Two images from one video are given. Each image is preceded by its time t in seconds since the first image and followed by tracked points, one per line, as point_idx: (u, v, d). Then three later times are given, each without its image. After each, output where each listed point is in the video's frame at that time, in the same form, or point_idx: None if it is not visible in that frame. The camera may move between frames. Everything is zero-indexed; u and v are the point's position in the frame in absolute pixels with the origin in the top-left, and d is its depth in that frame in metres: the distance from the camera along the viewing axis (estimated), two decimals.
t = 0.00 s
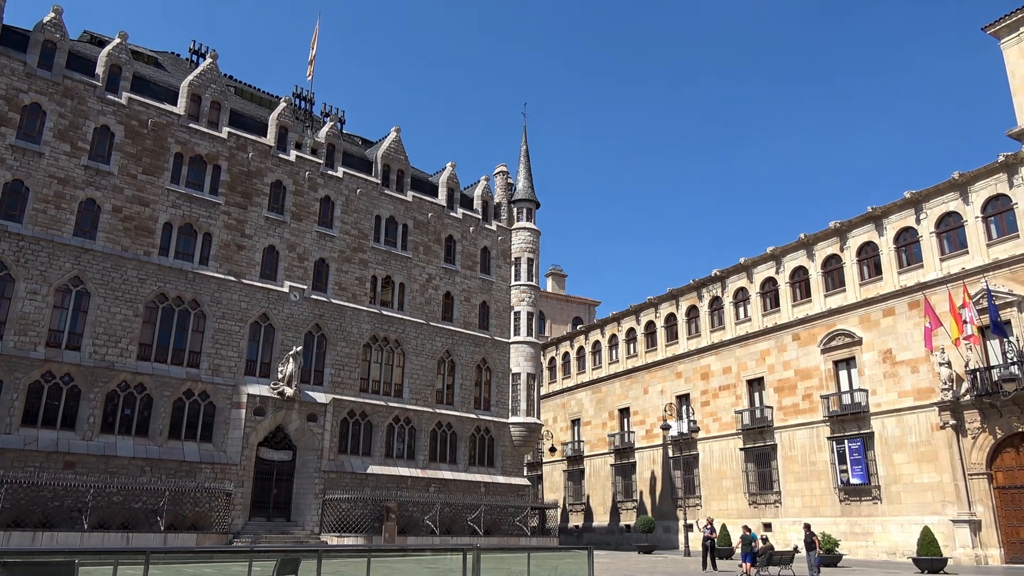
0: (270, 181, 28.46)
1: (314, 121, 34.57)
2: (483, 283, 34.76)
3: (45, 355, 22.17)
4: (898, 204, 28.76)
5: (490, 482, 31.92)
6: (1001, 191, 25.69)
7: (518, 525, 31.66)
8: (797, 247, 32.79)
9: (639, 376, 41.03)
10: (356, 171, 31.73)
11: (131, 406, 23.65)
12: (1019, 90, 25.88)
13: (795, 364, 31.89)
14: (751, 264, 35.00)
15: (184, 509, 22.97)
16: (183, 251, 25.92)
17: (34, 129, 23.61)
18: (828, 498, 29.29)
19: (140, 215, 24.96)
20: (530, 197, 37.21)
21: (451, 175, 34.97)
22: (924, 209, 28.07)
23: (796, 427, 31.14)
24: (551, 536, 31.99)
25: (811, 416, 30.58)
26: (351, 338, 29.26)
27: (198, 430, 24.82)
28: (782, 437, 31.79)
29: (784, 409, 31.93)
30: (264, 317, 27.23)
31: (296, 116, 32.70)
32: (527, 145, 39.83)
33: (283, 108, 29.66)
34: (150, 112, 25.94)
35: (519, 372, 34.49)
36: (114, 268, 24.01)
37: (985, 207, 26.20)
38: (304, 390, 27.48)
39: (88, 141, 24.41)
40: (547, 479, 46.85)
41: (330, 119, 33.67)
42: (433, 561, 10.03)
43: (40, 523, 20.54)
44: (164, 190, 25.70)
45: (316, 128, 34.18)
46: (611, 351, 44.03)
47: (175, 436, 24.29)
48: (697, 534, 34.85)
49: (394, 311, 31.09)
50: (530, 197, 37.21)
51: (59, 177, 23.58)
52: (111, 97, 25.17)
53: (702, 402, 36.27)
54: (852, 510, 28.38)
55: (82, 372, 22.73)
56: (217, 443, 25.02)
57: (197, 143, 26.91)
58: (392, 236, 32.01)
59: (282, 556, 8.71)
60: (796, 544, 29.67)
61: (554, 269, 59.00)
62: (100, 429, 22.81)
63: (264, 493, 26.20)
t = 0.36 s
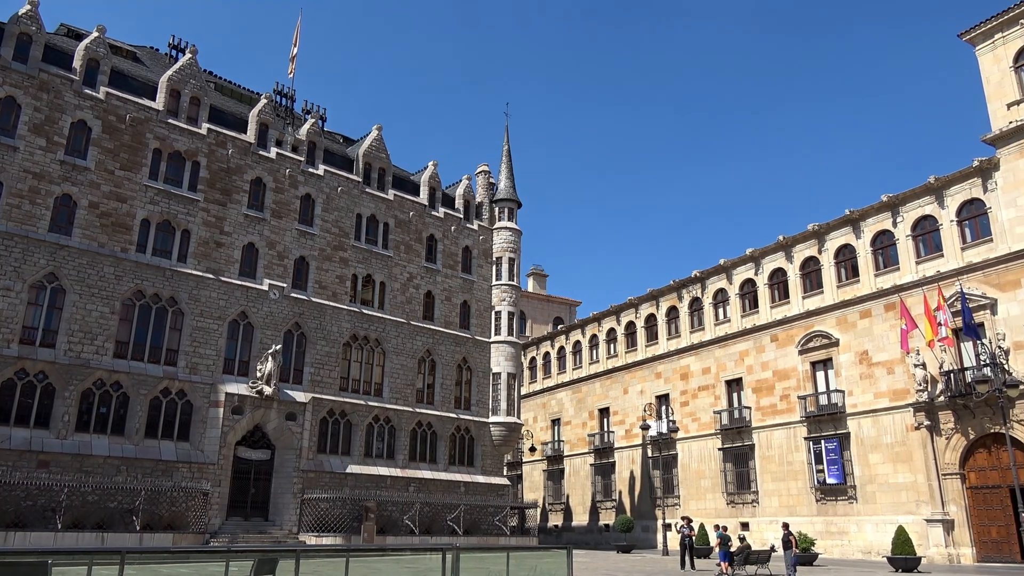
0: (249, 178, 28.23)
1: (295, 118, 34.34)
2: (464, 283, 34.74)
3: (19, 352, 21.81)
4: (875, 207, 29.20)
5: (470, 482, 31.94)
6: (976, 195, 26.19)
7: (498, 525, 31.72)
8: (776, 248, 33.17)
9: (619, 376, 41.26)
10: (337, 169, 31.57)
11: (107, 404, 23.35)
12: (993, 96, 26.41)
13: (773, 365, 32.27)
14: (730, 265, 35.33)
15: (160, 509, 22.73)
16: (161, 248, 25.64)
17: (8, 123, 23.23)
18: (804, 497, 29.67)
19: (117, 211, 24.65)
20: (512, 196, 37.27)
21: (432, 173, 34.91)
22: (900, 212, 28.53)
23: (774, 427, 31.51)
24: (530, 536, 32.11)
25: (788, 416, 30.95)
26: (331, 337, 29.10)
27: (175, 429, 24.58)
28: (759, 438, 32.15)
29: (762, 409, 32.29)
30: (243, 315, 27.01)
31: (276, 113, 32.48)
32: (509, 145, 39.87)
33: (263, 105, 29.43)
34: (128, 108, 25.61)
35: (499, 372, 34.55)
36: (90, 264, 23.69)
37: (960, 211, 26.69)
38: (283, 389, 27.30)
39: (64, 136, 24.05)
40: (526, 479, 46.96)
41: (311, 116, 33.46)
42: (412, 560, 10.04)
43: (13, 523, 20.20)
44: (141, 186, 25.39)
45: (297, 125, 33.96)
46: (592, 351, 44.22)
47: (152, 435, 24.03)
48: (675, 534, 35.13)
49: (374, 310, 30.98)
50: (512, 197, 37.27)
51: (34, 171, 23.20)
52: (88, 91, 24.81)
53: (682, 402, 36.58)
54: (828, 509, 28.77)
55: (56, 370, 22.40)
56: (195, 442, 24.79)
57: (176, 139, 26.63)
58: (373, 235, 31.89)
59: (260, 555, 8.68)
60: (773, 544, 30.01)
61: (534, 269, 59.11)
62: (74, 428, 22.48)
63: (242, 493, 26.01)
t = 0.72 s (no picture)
0: (229, 175, 27.99)
1: (276, 115, 34.08)
2: (445, 282, 34.70)
3: None
4: (853, 210, 29.60)
5: (451, 481, 31.93)
6: (952, 199, 26.65)
7: (478, 524, 31.76)
8: (756, 250, 33.51)
9: (600, 376, 41.45)
10: (319, 167, 31.38)
11: (83, 403, 23.04)
12: (970, 102, 26.87)
13: (753, 366, 32.60)
14: (711, 266, 35.62)
15: (137, 509, 22.47)
16: (139, 245, 25.34)
17: None
18: (782, 497, 30.02)
19: (94, 207, 24.32)
20: (494, 196, 37.30)
21: (415, 172, 34.81)
22: (878, 215, 28.94)
23: (753, 428, 31.84)
24: (511, 535, 32.21)
25: (767, 416, 31.28)
26: (311, 335, 28.93)
27: (152, 428, 24.31)
28: (738, 438, 32.46)
29: (742, 409, 32.61)
30: (222, 313, 26.78)
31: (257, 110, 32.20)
32: (492, 144, 39.90)
33: (244, 101, 29.18)
34: (106, 102, 25.28)
35: (480, 371, 34.57)
36: (66, 261, 23.34)
37: (937, 215, 27.14)
38: (262, 388, 27.10)
39: (40, 130, 23.69)
40: (507, 479, 47.02)
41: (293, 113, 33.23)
42: (392, 561, 10.04)
43: None
44: (119, 182, 25.07)
45: (278, 122, 33.71)
46: (573, 351, 44.37)
47: (129, 434, 23.75)
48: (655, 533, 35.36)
49: (355, 309, 30.85)
50: (494, 196, 37.30)
51: (9, 166, 22.81)
52: (65, 85, 24.45)
53: (662, 402, 36.84)
54: (806, 509, 29.12)
55: (31, 368, 22.05)
56: (172, 441, 24.55)
57: (154, 134, 26.33)
58: (355, 233, 31.76)
59: (238, 556, 8.65)
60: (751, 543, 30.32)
61: (517, 268, 59.18)
62: (49, 427, 22.15)
63: (220, 492, 25.81)
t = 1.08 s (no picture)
0: (209, 172, 27.74)
1: (257, 112, 33.82)
2: (427, 281, 34.66)
3: None
4: (832, 212, 30.00)
5: (431, 481, 31.91)
6: (929, 203, 27.12)
7: (458, 524, 31.79)
8: (736, 251, 33.84)
9: (580, 376, 41.63)
10: (300, 164, 31.19)
11: (57, 401, 22.71)
12: (946, 107, 27.37)
13: (732, 366, 32.93)
14: (692, 267, 35.91)
15: (112, 508, 22.21)
16: (116, 242, 25.04)
17: None
18: (760, 496, 30.37)
19: (70, 203, 23.98)
20: (476, 195, 37.33)
21: (396, 171, 34.72)
22: (856, 218, 29.36)
23: (732, 428, 32.16)
24: (490, 535, 32.31)
25: (746, 417, 31.62)
26: (291, 334, 28.76)
27: (129, 426, 24.04)
28: (717, 438, 32.78)
29: (721, 409, 32.93)
30: (201, 311, 26.54)
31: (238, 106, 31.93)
32: (474, 143, 39.92)
33: (224, 98, 28.92)
34: (83, 97, 24.93)
35: (461, 371, 34.59)
36: (41, 257, 23.00)
37: (914, 218, 27.59)
38: (241, 387, 26.90)
39: (15, 124, 23.31)
40: (487, 479, 47.10)
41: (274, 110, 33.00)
42: (372, 561, 10.03)
43: None
44: (97, 177, 24.75)
45: (259, 119, 33.46)
46: (554, 351, 44.52)
47: (104, 432, 23.46)
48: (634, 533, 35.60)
49: (336, 308, 30.71)
50: (476, 195, 37.33)
51: None
52: (41, 79, 24.08)
53: (642, 402, 37.09)
54: (783, 508, 29.48)
55: (4, 365, 21.69)
56: (149, 440, 24.29)
57: (133, 130, 26.03)
58: (336, 231, 31.62)
59: (215, 556, 8.62)
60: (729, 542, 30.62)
61: (498, 268, 59.25)
62: (23, 426, 21.80)
63: (197, 492, 25.60)
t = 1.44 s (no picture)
0: (189, 168, 27.49)
1: (238, 109, 33.56)
2: (408, 280, 34.58)
3: None
4: (812, 215, 30.37)
5: (411, 481, 31.85)
6: (906, 206, 27.55)
7: (438, 523, 31.79)
8: (716, 253, 34.14)
9: (561, 376, 41.79)
10: (281, 161, 30.99)
11: (32, 399, 22.38)
12: (924, 111, 27.83)
13: (712, 367, 33.23)
14: (673, 268, 36.16)
15: (88, 508, 21.95)
16: (93, 238, 24.74)
17: None
18: (739, 496, 30.68)
19: (46, 198, 23.64)
20: (459, 195, 37.33)
21: (379, 169, 34.60)
22: (835, 220, 29.75)
23: (712, 427, 32.46)
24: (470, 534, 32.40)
25: (725, 417, 31.92)
26: (270, 332, 28.57)
27: (105, 425, 23.75)
28: (697, 438, 33.08)
29: (701, 409, 33.22)
30: (179, 309, 26.30)
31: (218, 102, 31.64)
32: (457, 143, 39.91)
33: (205, 94, 28.66)
34: (61, 91, 24.59)
35: (443, 370, 34.57)
36: (16, 253, 22.66)
37: (892, 221, 28.02)
38: (220, 386, 26.69)
39: None
40: (468, 478, 47.13)
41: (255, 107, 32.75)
42: (351, 560, 10.03)
43: None
44: (74, 173, 24.42)
45: (239, 116, 33.19)
46: (536, 351, 44.64)
47: (80, 431, 23.17)
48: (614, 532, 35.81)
49: (317, 306, 30.55)
50: (459, 195, 37.33)
51: None
52: (17, 72, 23.72)
53: (623, 402, 37.33)
54: (761, 508, 29.81)
55: None
56: (125, 439, 24.02)
57: (111, 125, 25.71)
58: (317, 229, 31.46)
59: (192, 556, 8.60)
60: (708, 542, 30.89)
61: (480, 268, 59.25)
62: None
63: (174, 491, 25.38)
